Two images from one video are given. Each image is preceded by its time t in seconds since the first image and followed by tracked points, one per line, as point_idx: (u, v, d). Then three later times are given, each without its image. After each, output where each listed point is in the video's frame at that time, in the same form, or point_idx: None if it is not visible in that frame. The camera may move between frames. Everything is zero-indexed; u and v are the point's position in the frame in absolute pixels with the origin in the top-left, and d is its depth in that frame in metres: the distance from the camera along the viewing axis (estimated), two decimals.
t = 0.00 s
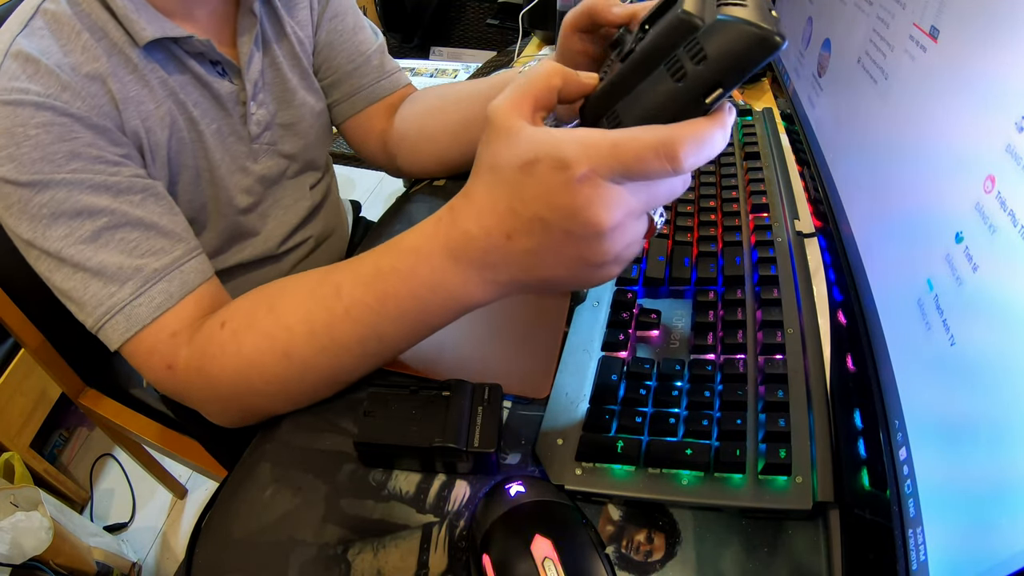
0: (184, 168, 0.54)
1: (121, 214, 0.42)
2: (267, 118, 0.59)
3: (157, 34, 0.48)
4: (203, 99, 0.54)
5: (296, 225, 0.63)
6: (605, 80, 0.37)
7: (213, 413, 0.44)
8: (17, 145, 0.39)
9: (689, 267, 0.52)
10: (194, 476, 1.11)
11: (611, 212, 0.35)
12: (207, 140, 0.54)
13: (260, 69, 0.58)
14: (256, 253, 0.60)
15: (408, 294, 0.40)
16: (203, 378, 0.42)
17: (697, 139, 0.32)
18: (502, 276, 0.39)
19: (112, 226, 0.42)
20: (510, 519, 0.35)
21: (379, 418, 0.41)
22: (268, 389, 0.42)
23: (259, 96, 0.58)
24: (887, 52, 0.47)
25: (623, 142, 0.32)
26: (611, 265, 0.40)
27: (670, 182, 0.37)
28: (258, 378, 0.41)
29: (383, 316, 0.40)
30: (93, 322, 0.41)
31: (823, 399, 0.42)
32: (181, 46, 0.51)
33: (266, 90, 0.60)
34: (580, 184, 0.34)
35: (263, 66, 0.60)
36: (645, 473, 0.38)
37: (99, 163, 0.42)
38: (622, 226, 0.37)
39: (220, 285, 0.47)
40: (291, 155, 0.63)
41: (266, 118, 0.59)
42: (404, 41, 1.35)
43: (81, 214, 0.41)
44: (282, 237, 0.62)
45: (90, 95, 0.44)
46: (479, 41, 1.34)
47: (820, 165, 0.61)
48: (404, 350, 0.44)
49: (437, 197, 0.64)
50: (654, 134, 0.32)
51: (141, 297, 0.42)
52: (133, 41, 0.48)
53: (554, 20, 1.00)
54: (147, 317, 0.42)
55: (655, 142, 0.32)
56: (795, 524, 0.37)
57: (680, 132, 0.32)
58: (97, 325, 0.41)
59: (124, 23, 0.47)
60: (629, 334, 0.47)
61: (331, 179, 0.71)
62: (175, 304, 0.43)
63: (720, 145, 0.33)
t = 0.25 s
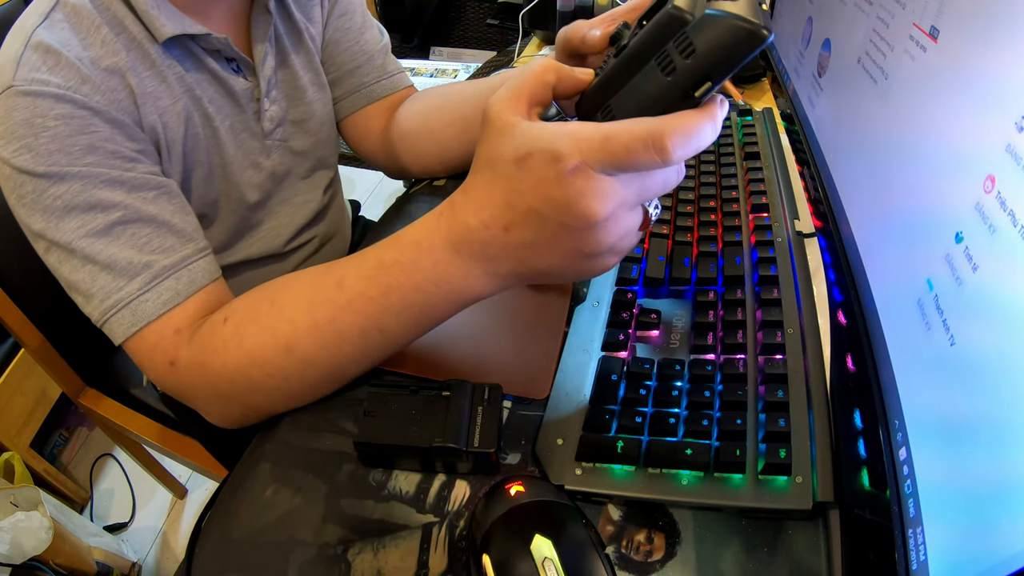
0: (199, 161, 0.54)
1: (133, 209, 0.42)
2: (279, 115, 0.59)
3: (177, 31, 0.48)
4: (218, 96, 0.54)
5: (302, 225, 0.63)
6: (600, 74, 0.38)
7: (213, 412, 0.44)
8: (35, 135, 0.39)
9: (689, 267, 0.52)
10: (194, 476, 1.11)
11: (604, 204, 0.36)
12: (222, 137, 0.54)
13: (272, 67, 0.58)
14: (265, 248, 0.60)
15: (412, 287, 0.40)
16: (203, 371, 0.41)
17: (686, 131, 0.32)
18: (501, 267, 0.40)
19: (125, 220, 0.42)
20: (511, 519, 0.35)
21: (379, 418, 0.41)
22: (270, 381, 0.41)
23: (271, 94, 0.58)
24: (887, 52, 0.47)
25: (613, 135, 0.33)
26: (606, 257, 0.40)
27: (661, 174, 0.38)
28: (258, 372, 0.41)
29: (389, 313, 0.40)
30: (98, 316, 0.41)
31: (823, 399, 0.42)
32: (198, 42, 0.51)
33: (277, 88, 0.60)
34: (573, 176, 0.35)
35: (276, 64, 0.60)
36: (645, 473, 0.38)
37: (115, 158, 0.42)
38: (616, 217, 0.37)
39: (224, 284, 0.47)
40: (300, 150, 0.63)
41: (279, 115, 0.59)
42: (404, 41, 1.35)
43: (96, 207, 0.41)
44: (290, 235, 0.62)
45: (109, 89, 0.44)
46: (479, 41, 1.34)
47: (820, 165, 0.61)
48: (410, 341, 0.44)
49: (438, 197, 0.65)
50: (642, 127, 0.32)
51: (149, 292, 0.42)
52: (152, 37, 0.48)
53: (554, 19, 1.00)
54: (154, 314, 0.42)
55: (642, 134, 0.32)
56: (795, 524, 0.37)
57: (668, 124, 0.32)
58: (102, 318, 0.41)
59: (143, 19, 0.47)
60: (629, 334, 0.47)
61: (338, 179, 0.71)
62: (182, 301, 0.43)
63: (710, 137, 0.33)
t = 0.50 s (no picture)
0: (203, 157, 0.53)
1: (136, 208, 0.42)
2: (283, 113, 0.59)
3: (183, 29, 0.48)
4: (222, 94, 0.54)
5: (304, 224, 0.63)
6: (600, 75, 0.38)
7: (213, 412, 0.44)
8: (40, 132, 0.39)
9: (689, 267, 0.52)
10: (194, 476, 1.11)
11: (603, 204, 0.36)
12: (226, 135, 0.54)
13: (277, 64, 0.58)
14: (266, 246, 0.60)
15: (412, 286, 0.40)
16: (204, 370, 0.41)
17: (685, 132, 0.32)
18: (501, 269, 0.40)
19: (128, 218, 0.42)
20: (512, 519, 0.35)
21: (379, 418, 0.41)
22: (271, 380, 0.41)
23: (275, 91, 0.58)
24: (887, 52, 0.47)
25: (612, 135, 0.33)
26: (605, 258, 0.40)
27: (660, 176, 0.38)
28: (258, 370, 0.41)
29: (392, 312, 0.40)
30: (100, 313, 0.41)
31: (823, 399, 0.42)
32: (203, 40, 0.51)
33: (280, 87, 0.60)
34: (572, 176, 0.35)
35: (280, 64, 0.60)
36: (645, 473, 0.38)
37: (119, 156, 0.42)
38: (615, 218, 0.37)
39: (226, 284, 0.47)
40: (303, 149, 0.63)
41: (282, 113, 0.59)
42: (404, 41, 1.35)
43: (98, 205, 0.41)
44: (291, 234, 0.62)
45: (114, 86, 0.44)
46: (479, 41, 1.34)
47: (820, 165, 0.61)
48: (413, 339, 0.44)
49: (438, 196, 0.65)
50: (641, 128, 0.32)
51: (150, 291, 0.42)
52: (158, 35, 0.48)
53: (554, 20, 1.00)
54: (155, 313, 0.42)
55: (641, 135, 0.32)
56: (795, 524, 0.37)
57: (667, 126, 0.32)
58: (104, 316, 0.41)
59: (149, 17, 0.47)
60: (629, 334, 0.47)
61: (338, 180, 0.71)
62: (184, 300, 0.43)
63: (708, 140, 0.33)
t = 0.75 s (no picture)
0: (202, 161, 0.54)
1: (136, 209, 0.42)
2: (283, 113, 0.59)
3: (183, 32, 0.48)
4: (223, 96, 0.54)
5: (305, 222, 0.63)
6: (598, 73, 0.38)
7: (214, 413, 0.44)
8: (41, 134, 0.39)
9: (688, 267, 0.52)
10: (194, 476, 1.11)
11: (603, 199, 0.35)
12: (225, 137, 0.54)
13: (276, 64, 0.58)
14: (266, 246, 0.60)
15: (411, 286, 0.40)
16: (204, 371, 0.41)
17: (682, 127, 0.31)
18: (501, 268, 0.40)
19: (128, 220, 0.41)
20: (512, 518, 0.35)
21: (379, 418, 0.41)
22: (271, 379, 0.41)
23: (275, 92, 0.58)
24: (887, 52, 0.47)
25: (609, 130, 0.33)
26: (606, 253, 0.40)
27: (659, 171, 0.37)
28: (258, 369, 0.41)
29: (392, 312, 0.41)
30: (100, 315, 0.41)
31: (823, 399, 0.42)
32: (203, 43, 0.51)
33: (280, 87, 0.60)
34: (570, 172, 0.34)
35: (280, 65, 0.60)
36: (645, 473, 0.38)
37: (119, 158, 0.42)
38: (614, 212, 0.37)
39: (226, 284, 0.47)
40: (304, 149, 0.63)
41: (282, 114, 0.59)
42: (404, 41, 1.35)
43: (98, 207, 0.41)
44: (291, 233, 0.62)
45: (114, 89, 0.44)
46: (479, 41, 1.34)
47: (820, 165, 0.61)
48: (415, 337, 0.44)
49: (438, 196, 0.65)
50: (638, 123, 0.32)
51: (150, 292, 0.42)
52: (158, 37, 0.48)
53: (554, 20, 1.00)
54: (155, 314, 0.42)
55: (638, 130, 0.31)
56: (795, 524, 0.37)
57: (664, 121, 0.31)
58: (104, 317, 0.41)
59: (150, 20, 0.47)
60: (629, 334, 0.47)
61: (338, 180, 0.71)
62: (183, 301, 0.43)
63: (707, 135, 0.33)
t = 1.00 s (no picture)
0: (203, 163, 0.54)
1: (136, 211, 0.42)
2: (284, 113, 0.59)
3: (183, 35, 0.48)
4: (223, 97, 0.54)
5: (306, 222, 0.63)
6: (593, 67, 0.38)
7: (214, 414, 0.44)
8: (41, 138, 0.39)
9: (689, 267, 0.52)
10: (194, 476, 1.11)
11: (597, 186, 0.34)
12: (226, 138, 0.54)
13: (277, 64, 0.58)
14: (267, 246, 0.60)
15: (411, 286, 0.40)
16: (204, 371, 0.41)
17: (673, 113, 0.31)
18: (500, 268, 0.40)
19: (129, 222, 0.41)
20: (512, 518, 0.35)
21: (379, 418, 0.41)
22: (271, 378, 0.41)
23: (276, 93, 0.58)
24: (887, 52, 0.47)
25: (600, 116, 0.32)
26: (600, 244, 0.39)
27: (652, 159, 0.36)
28: (258, 368, 0.41)
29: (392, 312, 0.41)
30: (101, 317, 0.41)
31: (823, 399, 0.42)
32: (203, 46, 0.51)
33: (280, 87, 0.60)
34: (560, 160, 0.33)
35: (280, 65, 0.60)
36: (645, 473, 0.38)
37: (119, 161, 0.42)
38: (606, 201, 0.36)
39: (226, 285, 0.47)
40: (306, 149, 0.63)
41: (283, 114, 0.59)
42: (404, 41, 1.35)
43: (99, 210, 0.41)
44: (292, 233, 0.62)
45: (114, 91, 0.44)
46: (479, 41, 1.34)
47: (820, 164, 0.61)
48: (413, 335, 0.44)
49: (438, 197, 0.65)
50: (628, 109, 0.31)
51: (151, 295, 0.42)
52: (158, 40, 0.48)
53: (554, 20, 1.00)
54: (155, 316, 0.42)
55: (628, 116, 0.31)
56: (794, 524, 0.37)
57: (654, 107, 0.31)
58: (104, 320, 0.41)
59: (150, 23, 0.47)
60: (629, 334, 0.47)
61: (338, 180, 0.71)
62: (184, 304, 0.43)
63: (698, 122, 0.32)
